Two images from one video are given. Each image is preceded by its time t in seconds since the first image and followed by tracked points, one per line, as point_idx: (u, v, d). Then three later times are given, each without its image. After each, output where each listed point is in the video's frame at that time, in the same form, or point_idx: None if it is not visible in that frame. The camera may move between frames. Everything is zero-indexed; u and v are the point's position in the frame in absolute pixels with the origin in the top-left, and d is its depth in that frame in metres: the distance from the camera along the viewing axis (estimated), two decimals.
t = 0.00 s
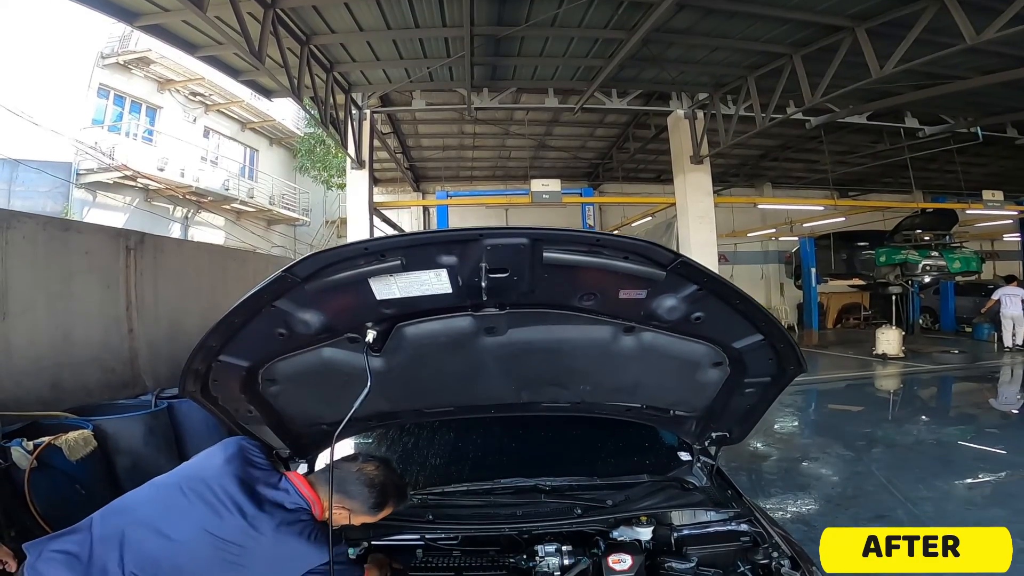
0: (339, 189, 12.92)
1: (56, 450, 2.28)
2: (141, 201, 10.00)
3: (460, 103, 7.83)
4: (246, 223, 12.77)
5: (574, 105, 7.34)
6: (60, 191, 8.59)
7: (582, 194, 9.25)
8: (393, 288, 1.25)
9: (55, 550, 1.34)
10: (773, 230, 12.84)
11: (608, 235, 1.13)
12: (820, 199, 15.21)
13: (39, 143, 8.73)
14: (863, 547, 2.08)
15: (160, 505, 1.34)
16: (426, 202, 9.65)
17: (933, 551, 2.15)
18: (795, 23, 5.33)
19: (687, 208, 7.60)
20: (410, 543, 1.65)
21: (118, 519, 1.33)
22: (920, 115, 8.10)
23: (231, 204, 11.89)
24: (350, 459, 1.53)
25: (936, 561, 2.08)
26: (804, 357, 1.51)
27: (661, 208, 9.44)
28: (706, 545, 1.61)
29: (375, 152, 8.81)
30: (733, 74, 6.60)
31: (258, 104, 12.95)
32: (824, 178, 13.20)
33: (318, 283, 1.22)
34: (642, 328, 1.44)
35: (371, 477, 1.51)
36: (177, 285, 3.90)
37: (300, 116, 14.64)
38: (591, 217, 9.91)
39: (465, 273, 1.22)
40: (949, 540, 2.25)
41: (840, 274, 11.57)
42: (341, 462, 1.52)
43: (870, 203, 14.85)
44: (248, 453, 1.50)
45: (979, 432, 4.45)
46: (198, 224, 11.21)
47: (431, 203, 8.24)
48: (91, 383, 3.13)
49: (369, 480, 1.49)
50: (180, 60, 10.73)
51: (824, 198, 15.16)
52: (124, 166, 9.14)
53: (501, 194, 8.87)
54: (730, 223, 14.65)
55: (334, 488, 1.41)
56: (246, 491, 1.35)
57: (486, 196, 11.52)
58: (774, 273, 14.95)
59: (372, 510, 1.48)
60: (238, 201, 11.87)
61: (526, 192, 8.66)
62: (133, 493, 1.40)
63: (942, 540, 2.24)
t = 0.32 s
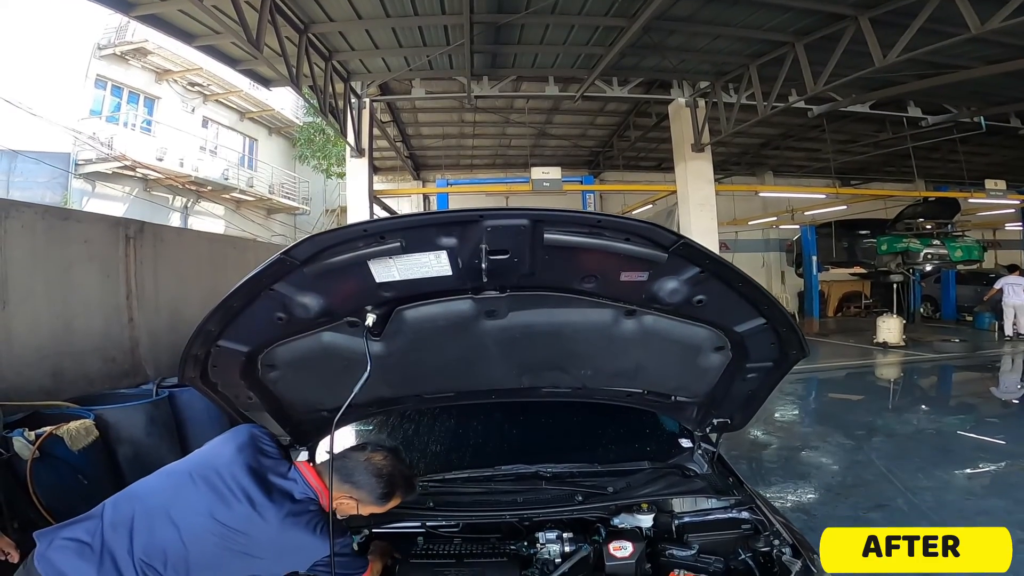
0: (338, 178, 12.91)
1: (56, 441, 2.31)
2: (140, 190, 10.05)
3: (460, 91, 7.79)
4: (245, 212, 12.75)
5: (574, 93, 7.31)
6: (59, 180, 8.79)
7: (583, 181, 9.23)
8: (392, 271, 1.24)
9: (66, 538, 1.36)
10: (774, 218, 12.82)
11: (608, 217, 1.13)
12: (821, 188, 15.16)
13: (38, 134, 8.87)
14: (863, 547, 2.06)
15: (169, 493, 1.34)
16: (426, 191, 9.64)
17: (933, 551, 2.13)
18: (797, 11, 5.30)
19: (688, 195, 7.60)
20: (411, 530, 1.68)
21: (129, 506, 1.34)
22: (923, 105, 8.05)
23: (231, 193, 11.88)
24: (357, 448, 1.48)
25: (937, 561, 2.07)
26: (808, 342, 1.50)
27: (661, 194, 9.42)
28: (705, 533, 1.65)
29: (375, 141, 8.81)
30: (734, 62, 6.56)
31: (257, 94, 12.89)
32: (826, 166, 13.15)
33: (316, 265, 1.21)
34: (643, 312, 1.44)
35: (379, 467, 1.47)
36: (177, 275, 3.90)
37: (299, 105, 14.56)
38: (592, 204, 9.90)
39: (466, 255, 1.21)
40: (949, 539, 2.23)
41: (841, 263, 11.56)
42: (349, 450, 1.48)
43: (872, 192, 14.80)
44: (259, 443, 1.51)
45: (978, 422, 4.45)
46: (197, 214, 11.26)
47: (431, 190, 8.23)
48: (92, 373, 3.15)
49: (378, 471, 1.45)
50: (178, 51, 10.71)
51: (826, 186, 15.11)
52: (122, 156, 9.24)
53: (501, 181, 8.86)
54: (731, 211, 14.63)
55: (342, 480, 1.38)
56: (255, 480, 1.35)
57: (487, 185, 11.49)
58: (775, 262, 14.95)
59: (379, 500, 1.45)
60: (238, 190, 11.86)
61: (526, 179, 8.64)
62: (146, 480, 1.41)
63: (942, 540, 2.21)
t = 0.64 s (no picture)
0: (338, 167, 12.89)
1: (59, 432, 2.30)
2: (139, 180, 9.92)
3: (460, 80, 7.76)
4: (246, 202, 12.73)
5: (574, 82, 7.28)
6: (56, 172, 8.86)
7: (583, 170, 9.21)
8: (392, 255, 1.24)
9: (76, 526, 1.33)
10: (775, 206, 12.81)
11: (609, 199, 1.12)
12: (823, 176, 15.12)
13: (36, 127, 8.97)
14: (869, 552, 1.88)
15: (180, 483, 1.33)
16: (425, 180, 9.63)
17: (933, 551, 2.05)
18: None
19: (689, 182, 7.62)
20: (413, 519, 1.69)
21: (140, 495, 1.33)
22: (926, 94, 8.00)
23: (230, 183, 11.86)
24: (363, 442, 1.44)
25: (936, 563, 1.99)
26: (810, 326, 1.50)
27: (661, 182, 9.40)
28: (709, 520, 1.65)
29: (374, 130, 8.80)
30: (736, 50, 6.53)
31: (255, 84, 12.84)
32: (828, 155, 13.10)
33: (315, 249, 1.20)
34: (644, 295, 1.44)
35: (386, 461, 1.42)
36: (177, 264, 3.89)
37: (297, 95, 14.49)
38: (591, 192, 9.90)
39: (466, 238, 1.21)
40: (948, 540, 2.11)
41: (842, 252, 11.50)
42: (356, 444, 1.45)
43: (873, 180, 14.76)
44: (269, 431, 1.50)
45: (979, 411, 4.45)
46: (197, 204, 11.24)
47: (431, 179, 8.22)
48: (93, 363, 3.16)
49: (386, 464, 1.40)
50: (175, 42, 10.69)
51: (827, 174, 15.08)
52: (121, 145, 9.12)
53: (500, 170, 8.83)
54: (732, 199, 14.62)
55: (348, 473, 1.35)
56: (266, 471, 1.34)
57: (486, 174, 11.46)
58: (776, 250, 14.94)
59: (387, 493, 1.41)
60: (237, 180, 11.84)
61: (526, 167, 8.62)
62: (157, 468, 1.41)
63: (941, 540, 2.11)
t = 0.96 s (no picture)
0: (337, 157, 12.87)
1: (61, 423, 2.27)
2: (138, 172, 9.95)
3: (459, 69, 7.74)
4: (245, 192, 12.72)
5: (574, 71, 7.25)
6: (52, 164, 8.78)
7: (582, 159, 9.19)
8: (391, 238, 1.23)
9: (84, 515, 1.30)
10: (776, 194, 12.77)
11: (611, 180, 1.11)
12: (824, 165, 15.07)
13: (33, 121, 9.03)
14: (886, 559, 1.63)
15: (192, 476, 1.33)
16: (424, 169, 9.63)
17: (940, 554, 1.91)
18: None
19: (691, 169, 7.62)
20: (414, 506, 1.69)
21: (152, 487, 1.33)
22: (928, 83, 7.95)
23: (229, 174, 11.82)
24: (370, 435, 1.42)
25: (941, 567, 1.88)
26: (812, 311, 1.50)
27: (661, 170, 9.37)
28: (710, 509, 1.66)
29: (373, 120, 8.78)
30: (737, 38, 6.49)
31: (253, 75, 12.79)
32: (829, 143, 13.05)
33: (314, 233, 1.20)
34: (645, 279, 1.43)
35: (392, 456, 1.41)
36: (177, 254, 3.89)
37: (296, 86, 14.44)
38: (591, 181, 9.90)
39: (465, 220, 1.20)
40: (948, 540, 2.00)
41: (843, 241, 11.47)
42: (363, 437, 1.43)
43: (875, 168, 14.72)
44: (279, 423, 1.50)
45: (979, 400, 4.45)
46: (196, 194, 11.23)
47: (430, 168, 8.21)
48: (94, 353, 3.16)
49: (393, 459, 1.39)
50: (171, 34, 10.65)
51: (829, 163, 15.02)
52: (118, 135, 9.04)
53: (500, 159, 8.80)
54: (733, 186, 14.59)
55: (354, 469, 1.35)
56: (278, 466, 1.35)
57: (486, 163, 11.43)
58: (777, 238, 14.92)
59: (393, 488, 1.39)
60: (236, 171, 11.82)
61: (525, 156, 8.60)
62: (166, 459, 1.40)
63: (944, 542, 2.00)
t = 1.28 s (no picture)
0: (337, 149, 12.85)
1: (62, 415, 2.32)
2: (136, 164, 9.92)
3: (458, 60, 7.73)
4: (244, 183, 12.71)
5: (573, 62, 7.24)
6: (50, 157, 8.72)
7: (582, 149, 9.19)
8: (390, 225, 1.23)
9: (88, 505, 1.31)
10: (777, 183, 12.75)
11: (610, 164, 1.11)
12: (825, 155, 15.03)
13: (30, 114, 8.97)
14: None
15: (198, 468, 1.32)
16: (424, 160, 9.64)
17: None
18: None
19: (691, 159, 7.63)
20: (416, 496, 1.71)
21: (159, 479, 1.32)
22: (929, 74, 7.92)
23: (228, 167, 11.81)
24: (375, 426, 1.37)
25: None
26: (813, 297, 1.50)
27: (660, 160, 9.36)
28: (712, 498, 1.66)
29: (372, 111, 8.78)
30: (737, 29, 6.47)
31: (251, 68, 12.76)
32: (830, 134, 13.02)
33: (312, 220, 1.20)
34: (646, 266, 1.43)
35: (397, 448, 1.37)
36: (176, 245, 3.88)
37: (295, 77, 14.40)
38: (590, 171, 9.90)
39: (465, 206, 1.19)
40: None
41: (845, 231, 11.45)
42: (368, 427, 1.39)
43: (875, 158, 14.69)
44: (284, 413, 1.48)
45: (980, 391, 4.45)
46: (195, 186, 11.22)
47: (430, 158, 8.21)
48: (95, 344, 3.16)
49: (397, 452, 1.35)
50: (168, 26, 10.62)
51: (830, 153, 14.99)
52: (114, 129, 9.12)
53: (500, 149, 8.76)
54: (733, 175, 14.57)
55: (358, 462, 1.32)
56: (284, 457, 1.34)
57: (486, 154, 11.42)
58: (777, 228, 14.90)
59: (397, 480, 1.37)
60: (235, 163, 11.80)
61: (525, 146, 8.59)
62: (172, 449, 1.40)
63: None
